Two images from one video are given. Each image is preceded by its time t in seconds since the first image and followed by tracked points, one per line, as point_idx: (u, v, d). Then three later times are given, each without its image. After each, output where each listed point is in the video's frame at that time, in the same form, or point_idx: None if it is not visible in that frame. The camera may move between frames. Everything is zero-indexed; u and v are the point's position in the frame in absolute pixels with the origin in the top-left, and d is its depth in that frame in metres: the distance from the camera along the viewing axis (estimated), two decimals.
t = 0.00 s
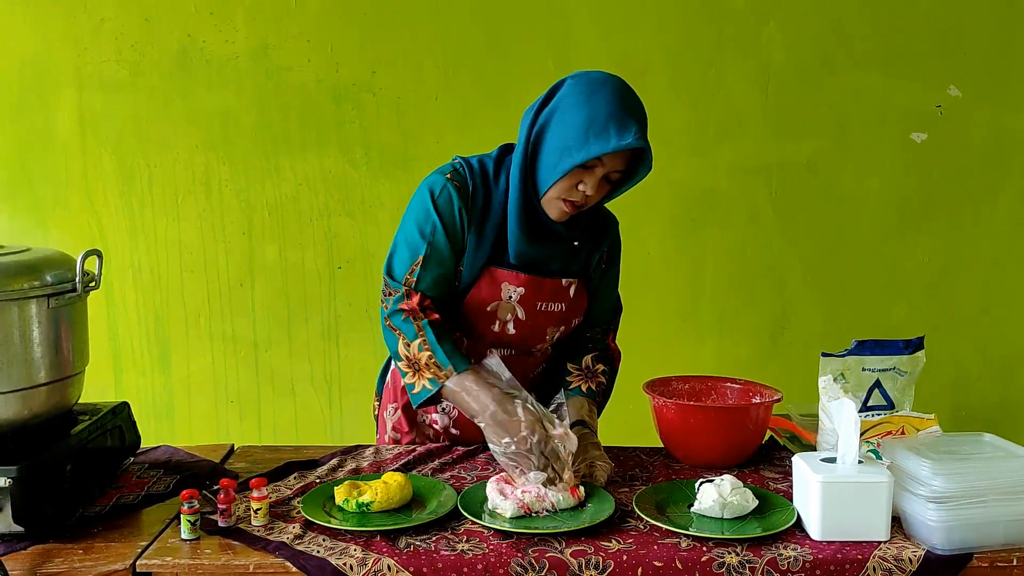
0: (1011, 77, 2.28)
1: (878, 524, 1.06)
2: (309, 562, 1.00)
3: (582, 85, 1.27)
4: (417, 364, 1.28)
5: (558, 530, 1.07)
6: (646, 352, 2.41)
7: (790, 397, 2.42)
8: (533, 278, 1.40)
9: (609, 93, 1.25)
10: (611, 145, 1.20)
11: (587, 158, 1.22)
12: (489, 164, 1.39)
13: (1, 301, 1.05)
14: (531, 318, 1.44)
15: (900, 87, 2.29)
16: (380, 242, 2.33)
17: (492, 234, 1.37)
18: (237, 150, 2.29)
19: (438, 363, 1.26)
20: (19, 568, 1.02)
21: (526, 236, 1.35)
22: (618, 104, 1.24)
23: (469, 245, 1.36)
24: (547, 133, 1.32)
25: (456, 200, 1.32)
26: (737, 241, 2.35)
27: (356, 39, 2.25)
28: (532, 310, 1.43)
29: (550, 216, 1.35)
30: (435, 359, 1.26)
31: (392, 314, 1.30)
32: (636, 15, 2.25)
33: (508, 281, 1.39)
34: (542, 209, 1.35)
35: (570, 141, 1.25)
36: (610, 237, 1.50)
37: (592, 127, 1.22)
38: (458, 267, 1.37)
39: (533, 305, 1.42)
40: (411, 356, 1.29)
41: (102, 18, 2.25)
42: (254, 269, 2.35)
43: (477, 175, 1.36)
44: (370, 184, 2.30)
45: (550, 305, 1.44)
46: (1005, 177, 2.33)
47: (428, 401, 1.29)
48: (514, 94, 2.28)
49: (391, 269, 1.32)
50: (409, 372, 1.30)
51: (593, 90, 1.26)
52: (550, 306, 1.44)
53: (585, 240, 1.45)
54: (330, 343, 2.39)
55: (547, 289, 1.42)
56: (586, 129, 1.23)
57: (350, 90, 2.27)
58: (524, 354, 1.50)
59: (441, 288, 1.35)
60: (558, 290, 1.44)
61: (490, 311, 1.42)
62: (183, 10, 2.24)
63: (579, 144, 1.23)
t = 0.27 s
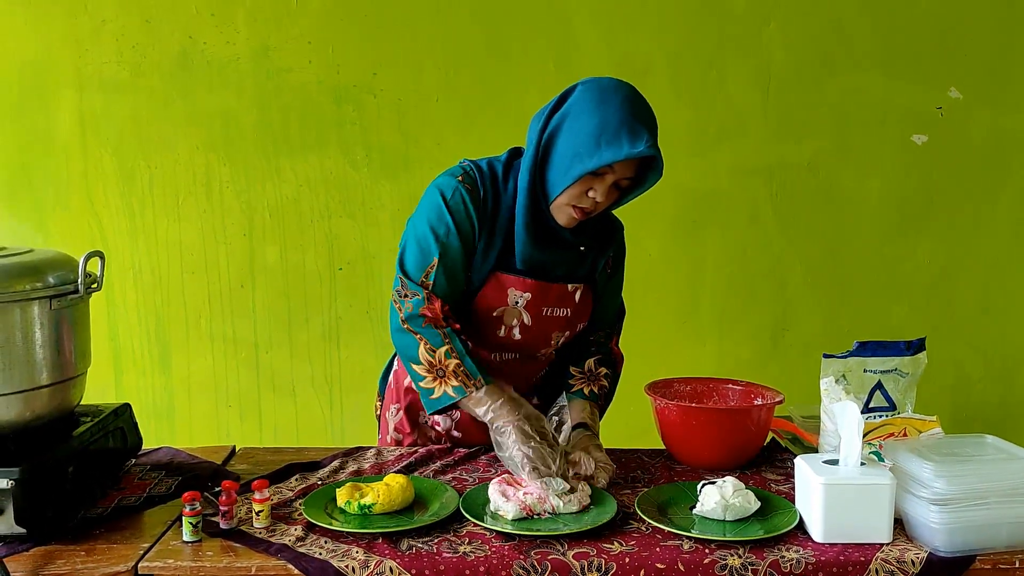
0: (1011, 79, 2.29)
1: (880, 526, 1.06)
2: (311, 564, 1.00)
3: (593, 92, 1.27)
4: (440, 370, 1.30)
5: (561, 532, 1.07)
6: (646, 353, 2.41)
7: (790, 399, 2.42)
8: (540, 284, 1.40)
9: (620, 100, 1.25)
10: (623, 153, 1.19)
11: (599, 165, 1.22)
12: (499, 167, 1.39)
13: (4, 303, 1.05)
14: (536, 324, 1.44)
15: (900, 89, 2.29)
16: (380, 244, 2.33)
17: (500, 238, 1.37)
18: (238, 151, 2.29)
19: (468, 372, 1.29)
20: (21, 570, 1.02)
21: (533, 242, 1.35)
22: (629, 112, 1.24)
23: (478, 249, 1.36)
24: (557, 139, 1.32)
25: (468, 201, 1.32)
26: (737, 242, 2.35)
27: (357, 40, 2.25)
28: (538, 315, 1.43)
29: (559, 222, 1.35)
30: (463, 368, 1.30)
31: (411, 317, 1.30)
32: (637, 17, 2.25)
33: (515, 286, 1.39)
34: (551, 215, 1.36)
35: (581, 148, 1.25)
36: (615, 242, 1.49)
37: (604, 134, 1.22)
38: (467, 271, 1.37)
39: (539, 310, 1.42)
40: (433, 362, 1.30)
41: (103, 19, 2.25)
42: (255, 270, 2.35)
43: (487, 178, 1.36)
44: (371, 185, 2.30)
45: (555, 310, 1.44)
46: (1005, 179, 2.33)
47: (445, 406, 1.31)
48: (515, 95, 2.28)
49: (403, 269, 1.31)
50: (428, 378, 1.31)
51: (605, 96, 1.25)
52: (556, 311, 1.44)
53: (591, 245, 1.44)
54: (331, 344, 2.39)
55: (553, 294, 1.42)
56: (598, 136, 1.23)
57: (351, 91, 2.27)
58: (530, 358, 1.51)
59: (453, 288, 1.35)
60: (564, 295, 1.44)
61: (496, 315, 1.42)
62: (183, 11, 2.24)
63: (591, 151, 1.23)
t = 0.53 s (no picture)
0: (1011, 79, 2.29)
1: (882, 526, 1.06)
2: (313, 564, 1.00)
3: (597, 93, 1.27)
4: (442, 364, 1.27)
5: (562, 532, 1.07)
6: (646, 353, 2.41)
7: (791, 399, 2.42)
8: (545, 284, 1.40)
9: (625, 102, 1.25)
10: (627, 154, 1.19)
11: (603, 166, 1.22)
12: (504, 168, 1.39)
13: (6, 302, 1.05)
14: (541, 324, 1.44)
15: (900, 89, 2.29)
16: (381, 244, 2.33)
17: (507, 238, 1.37)
18: (238, 151, 2.29)
19: (466, 365, 1.24)
20: (22, 570, 1.02)
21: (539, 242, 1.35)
22: (633, 113, 1.24)
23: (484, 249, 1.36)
24: (562, 140, 1.32)
25: (475, 199, 1.32)
26: (737, 243, 2.35)
27: (357, 41, 2.25)
28: (542, 316, 1.43)
29: (562, 223, 1.36)
30: (463, 361, 1.25)
31: (421, 310, 1.29)
32: (637, 17, 2.25)
33: (520, 286, 1.39)
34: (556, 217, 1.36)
35: (585, 149, 1.25)
36: (618, 244, 1.50)
37: (608, 135, 1.22)
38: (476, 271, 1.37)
39: (543, 310, 1.42)
40: (437, 355, 1.28)
41: (103, 19, 2.25)
42: (255, 270, 2.34)
43: (493, 179, 1.36)
44: (371, 185, 2.30)
45: (559, 310, 1.44)
46: (1005, 180, 2.33)
47: (450, 402, 1.28)
48: (515, 95, 2.28)
49: (415, 265, 1.30)
50: (433, 373, 1.29)
51: (610, 97, 1.25)
52: (560, 312, 1.44)
53: (595, 247, 1.45)
54: (331, 345, 2.39)
55: (558, 295, 1.42)
56: (602, 137, 1.23)
57: (351, 92, 2.27)
58: (533, 359, 1.51)
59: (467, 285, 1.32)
60: (569, 296, 1.44)
61: (501, 315, 1.42)
62: (184, 11, 2.24)
63: (594, 152, 1.23)
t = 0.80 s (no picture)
0: (1011, 79, 2.29)
1: (883, 525, 1.06)
2: (314, 563, 1.00)
3: (599, 93, 1.26)
4: (451, 367, 1.24)
5: (563, 531, 1.07)
6: (646, 353, 2.41)
7: (791, 399, 2.42)
8: (543, 283, 1.40)
9: (626, 102, 1.24)
10: (627, 155, 1.19)
11: (604, 166, 1.22)
12: (503, 167, 1.39)
13: (6, 301, 1.05)
14: (539, 323, 1.44)
15: (900, 89, 2.29)
16: (381, 244, 2.33)
17: (506, 238, 1.37)
18: (238, 151, 2.29)
19: (478, 372, 1.22)
20: (23, 569, 1.02)
21: (537, 241, 1.36)
22: (634, 114, 1.23)
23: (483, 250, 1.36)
24: (562, 140, 1.32)
25: (474, 197, 1.31)
26: (737, 242, 2.35)
27: (357, 40, 2.25)
28: (540, 315, 1.43)
29: (561, 222, 1.36)
30: (474, 367, 1.22)
31: (428, 308, 1.26)
32: (637, 17, 2.25)
33: (518, 285, 1.39)
34: (555, 216, 1.36)
35: (585, 149, 1.25)
36: (616, 243, 1.49)
37: (609, 136, 1.22)
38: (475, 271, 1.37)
39: (542, 309, 1.42)
40: (445, 358, 1.25)
41: (103, 19, 2.25)
42: (254, 269, 2.34)
43: (492, 177, 1.36)
44: (371, 185, 2.30)
45: (558, 309, 1.44)
46: (1005, 179, 2.33)
47: (454, 406, 1.25)
48: (516, 95, 2.28)
49: (416, 262, 1.29)
50: (438, 375, 1.26)
51: (611, 97, 1.25)
52: (558, 311, 1.44)
53: (594, 245, 1.45)
54: (331, 344, 2.39)
55: (556, 294, 1.42)
56: (603, 137, 1.22)
57: (351, 92, 2.27)
58: (531, 357, 1.52)
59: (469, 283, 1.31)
60: (567, 295, 1.44)
61: (499, 314, 1.42)
62: (183, 11, 2.24)
63: (595, 152, 1.23)
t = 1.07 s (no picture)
0: (1011, 79, 2.29)
1: (883, 525, 1.06)
2: (314, 563, 1.00)
3: (589, 94, 1.26)
4: (439, 368, 1.25)
5: (563, 530, 1.07)
6: (646, 353, 2.41)
7: (791, 399, 2.42)
8: (534, 285, 1.40)
9: (617, 104, 1.25)
10: (619, 157, 1.20)
11: (595, 169, 1.22)
12: (493, 168, 1.39)
13: (6, 301, 1.05)
14: (531, 325, 1.44)
15: (900, 89, 2.29)
16: (381, 243, 2.33)
17: (495, 240, 1.37)
18: (238, 151, 2.29)
19: (467, 375, 1.24)
20: (23, 569, 1.02)
21: (528, 243, 1.35)
22: (625, 116, 1.24)
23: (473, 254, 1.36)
24: (552, 142, 1.32)
25: (464, 200, 1.31)
26: (737, 242, 2.35)
27: (357, 40, 2.25)
28: (532, 317, 1.43)
29: (553, 224, 1.36)
30: (463, 369, 1.25)
31: (415, 310, 1.26)
32: (637, 17, 2.25)
33: (509, 288, 1.39)
34: (546, 218, 1.36)
35: (576, 151, 1.25)
36: (609, 243, 1.49)
37: (600, 138, 1.23)
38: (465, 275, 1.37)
39: (534, 311, 1.42)
40: (432, 359, 1.25)
41: (103, 18, 2.24)
42: (254, 269, 2.34)
43: (481, 180, 1.36)
44: (371, 185, 2.30)
45: (550, 311, 1.44)
46: (1005, 179, 2.33)
47: (440, 407, 1.27)
48: (516, 95, 2.28)
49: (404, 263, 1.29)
50: (424, 375, 1.26)
51: (601, 99, 1.25)
52: (551, 313, 1.44)
53: (584, 246, 1.45)
54: (331, 344, 2.39)
55: (548, 295, 1.42)
56: (594, 139, 1.23)
57: (351, 91, 2.27)
58: (524, 359, 1.50)
59: (456, 286, 1.31)
60: (559, 296, 1.44)
61: (490, 317, 1.42)
62: (183, 10, 2.24)
63: (586, 154, 1.23)
